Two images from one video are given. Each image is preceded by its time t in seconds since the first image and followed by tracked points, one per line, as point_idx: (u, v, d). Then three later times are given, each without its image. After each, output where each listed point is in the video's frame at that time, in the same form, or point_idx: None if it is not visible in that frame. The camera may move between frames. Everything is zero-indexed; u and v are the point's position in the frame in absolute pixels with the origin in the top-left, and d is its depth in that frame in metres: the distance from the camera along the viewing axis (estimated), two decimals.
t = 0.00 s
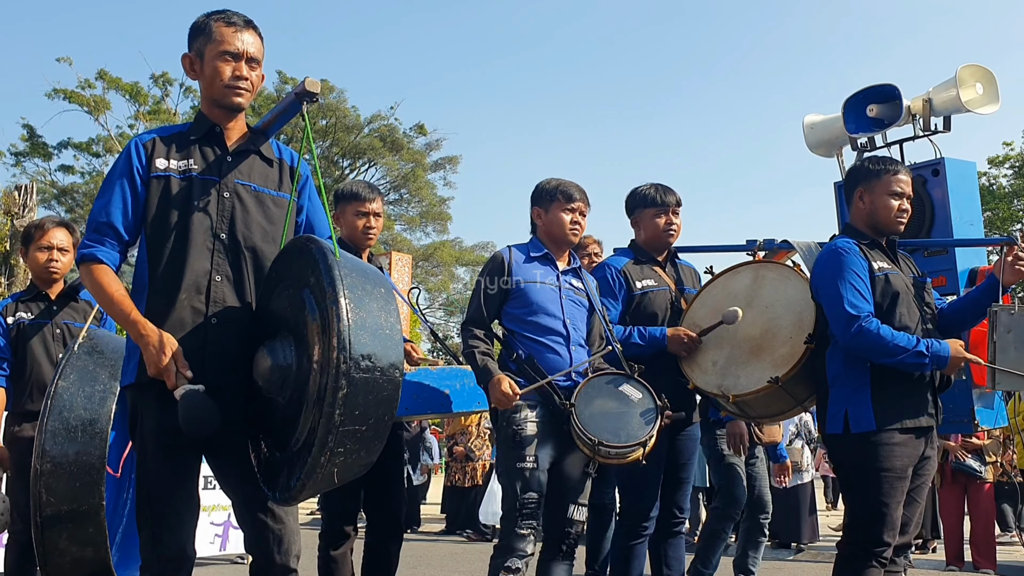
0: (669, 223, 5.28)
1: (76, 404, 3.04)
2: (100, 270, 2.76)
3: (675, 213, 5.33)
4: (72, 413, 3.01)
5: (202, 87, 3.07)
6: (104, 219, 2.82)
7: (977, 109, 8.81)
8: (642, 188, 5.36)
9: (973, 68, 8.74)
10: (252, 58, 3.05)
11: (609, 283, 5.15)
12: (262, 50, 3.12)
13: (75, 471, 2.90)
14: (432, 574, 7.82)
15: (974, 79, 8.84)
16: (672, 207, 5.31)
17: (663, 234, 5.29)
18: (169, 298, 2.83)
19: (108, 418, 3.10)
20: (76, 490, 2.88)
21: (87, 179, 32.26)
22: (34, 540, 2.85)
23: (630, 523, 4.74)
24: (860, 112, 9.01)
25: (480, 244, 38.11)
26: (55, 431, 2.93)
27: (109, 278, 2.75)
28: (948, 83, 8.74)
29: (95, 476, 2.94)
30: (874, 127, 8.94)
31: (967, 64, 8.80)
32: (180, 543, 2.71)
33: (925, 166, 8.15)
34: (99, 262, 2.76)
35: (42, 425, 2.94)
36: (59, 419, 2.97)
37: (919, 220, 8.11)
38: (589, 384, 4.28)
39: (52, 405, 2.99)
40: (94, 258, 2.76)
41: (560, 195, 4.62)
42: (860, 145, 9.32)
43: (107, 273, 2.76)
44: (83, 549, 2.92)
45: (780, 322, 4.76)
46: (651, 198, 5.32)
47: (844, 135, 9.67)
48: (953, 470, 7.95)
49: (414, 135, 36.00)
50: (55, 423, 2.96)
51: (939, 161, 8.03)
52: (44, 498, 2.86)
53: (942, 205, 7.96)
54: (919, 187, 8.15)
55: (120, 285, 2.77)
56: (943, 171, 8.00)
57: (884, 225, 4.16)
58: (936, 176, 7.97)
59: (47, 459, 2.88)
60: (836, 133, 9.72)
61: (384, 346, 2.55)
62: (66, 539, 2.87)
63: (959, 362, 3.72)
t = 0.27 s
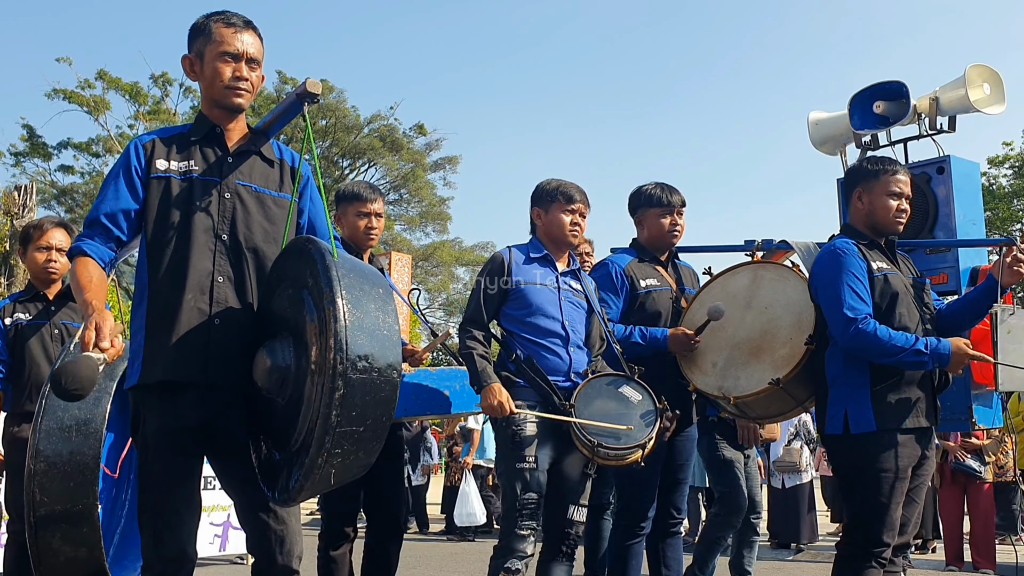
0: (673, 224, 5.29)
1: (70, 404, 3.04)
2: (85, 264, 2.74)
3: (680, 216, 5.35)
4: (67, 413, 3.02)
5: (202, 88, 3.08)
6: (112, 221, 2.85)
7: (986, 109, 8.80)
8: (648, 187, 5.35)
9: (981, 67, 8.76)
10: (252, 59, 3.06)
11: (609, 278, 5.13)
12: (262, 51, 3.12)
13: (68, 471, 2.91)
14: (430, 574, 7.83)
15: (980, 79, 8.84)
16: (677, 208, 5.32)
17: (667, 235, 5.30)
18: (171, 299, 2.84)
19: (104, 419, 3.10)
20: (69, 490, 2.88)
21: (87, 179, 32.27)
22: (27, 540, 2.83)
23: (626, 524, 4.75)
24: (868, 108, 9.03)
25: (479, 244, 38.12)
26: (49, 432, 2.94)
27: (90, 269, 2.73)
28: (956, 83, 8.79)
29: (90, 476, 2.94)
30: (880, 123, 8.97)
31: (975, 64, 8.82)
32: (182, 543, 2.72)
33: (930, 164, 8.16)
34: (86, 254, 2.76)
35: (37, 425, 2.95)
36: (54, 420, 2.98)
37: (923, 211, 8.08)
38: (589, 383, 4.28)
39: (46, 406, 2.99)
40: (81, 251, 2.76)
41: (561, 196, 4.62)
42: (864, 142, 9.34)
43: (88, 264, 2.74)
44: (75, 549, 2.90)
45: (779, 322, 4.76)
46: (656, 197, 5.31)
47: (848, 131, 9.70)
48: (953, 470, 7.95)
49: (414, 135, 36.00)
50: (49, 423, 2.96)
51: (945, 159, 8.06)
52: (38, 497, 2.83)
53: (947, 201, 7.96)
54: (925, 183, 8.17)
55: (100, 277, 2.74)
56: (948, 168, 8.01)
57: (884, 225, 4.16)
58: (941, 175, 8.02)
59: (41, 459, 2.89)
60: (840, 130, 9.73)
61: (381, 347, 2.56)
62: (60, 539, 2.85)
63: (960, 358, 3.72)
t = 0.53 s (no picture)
0: (672, 225, 5.28)
1: (68, 405, 3.04)
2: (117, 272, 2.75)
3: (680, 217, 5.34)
4: (64, 413, 3.00)
5: (199, 87, 3.07)
6: (112, 221, 2.82)
7: (994, 109, 8.81)
8: (649, 188, 5.34)
9: (990, 68, 8.75)
10: (249, 58, 3.05)
11: (613, 276, 5.09)
12: (259, 50, 3.12)
13: (66, 471, 2.87)
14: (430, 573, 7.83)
15: (989, 80, 8.83)
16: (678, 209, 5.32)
17: (667, 236, 5.28)
18: (169, 298, 2.84)
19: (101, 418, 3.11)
20: (68, 490, 2.85)
21: (87, 179, 32.27)
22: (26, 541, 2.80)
23: (624, 524, 4.73)
24: (874, 102, 9.03)
25: (479, 244, 38.10)
26: (47, 432, 2.91)
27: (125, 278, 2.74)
28: (965, 83, 8.78)
29: (89, 476, 2.92)
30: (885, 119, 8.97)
31: (984, 65, 8.80)
32: (178, 543, 2.71)
33: (936, 159, 8.17)
34: (115, 262, 2.76)
35: (35, 426, 2.91)
36: (52, 420, 2.95)
37: (926, 208, 8.09)
38: (589, 382, 4.28)
39: (44, 406, 2.97)
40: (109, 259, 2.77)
41: (560, 195, 4.61)
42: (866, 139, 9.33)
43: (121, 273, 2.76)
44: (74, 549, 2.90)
45: (781, 322, 4.77)
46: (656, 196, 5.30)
47: (850, 130, 9.69)
48: (953, 469, 7.95)
49: (414, 135, 35.98)
50: (48, 424, 2.93)
51: (951, 155, 8.05)
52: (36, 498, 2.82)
53: (952, 199, 7.96)
54: (930, 178, 8.17)
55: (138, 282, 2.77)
56: (954, 165, 8.01)
57: (883, 224, 4.16)
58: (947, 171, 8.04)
59: (39, 459, 2.86)
60: (844, 127, 9.71)
61: (373, 347, 2.55)
62: (58, 539, 2.84)
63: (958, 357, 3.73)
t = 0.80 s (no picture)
0: (681, 229, 5.29)
1: (69, 406, 3.01)
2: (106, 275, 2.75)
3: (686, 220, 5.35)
4: (65, 414, 2.98)
5: (197, 89, 3.07)
6: (104, 223, 2.83)
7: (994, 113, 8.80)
8: (655, 189, 5.35)
9: (990, 74, 8.76)
10: (247, 59, 3.05)
11: (614, 277, 5.15)
12: (257, 51, 3.12)
13: (69, 473, 2.88)
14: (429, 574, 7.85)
15: (989, 86, 8.84)
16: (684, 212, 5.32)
17: (673, 240, 5.29)
18: (167, 300, 2.83)
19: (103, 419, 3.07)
20: (71, 491, 2.86)
21: (87, 179, 32.29)
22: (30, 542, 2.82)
23: (628, 524, 4.75)
24: (874, 104, 9.02)
25: (479, 244, 38.14)
26: (50, 434, 2.91)
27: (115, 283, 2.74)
28: (967, 88, 8.79)
29: (92, 476, 2.91)
30: (883, 121, 8.98)
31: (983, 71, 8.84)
32: (178, 544, 2.71)
33: (935, 161, 8.19)
34: (103, 266, 2.76)
35: (37, 429, 2.92)
36: (53, 422, 2.95)
37: (926, 212, 8.06)
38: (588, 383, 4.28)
39: (45, 408, 2.96)
40: (98, 263, 2.76)
41: (559, 196, 4.62)
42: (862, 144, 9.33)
43: (112, 277, 2.75)
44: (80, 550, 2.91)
45: (782, 323, 4.77)
46: (660, 199, 5.32)
47: (848, 133, 9.70)
48: (953, 469, 7.96)
49: (414, 135, 35.98)
50: (50, 426, 2.93)
51: (950, 156, 8.04)
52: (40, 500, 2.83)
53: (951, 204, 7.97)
54: (928, 180, 8.16)
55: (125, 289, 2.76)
56: (953, 166, 8.05)
57: (885, 225, 4.15)
58: (947, 172, 8.09)
59: (43, 462, 2.86)
60: (842, 130, 9.73)
61: (385, 349, 2.56)
62: (63, 540, 2.85)
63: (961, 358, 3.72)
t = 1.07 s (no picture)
0: (689, 229, 5.31)
1: (73, 406, 3.01)
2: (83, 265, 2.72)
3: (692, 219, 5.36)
4: (69, 415, 2.99)
5: (201, 89, 3.07)
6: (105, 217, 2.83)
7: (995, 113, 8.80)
8: (661, 190, 5.36)
9: (992, 73, 8.79)
10: (250, 58, 3.05)
11: (618, 277, 5.10)
12: (260, 51, 3.12)
13: (74, 473, 2.89)
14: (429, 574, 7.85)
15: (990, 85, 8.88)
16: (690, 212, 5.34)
17: (683, 240, 5.30)
18: (170, 300, 2.84)
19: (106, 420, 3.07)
20: (76, 491, 2.87)
21: (87, 179, 32.29)
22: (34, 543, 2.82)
23: (633, 524, 4.74)
24: (875, 97, 9.04)
25: (479, 244, 38.14)
26: (54, 434, 2.91)
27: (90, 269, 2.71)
28: (971, 85, 8.78)
29: (95, 476, 2.93)
30: (883, 114, 9.01)
31: (985, 69, 8.90)
32: (180, 544, 2.71)
33: (935, 156, 8.17)
34: (85, 255, 2.73)
35: (40, 429, 2.91)
36: (57, 421, 2.95)
37: (925, 207, 8.07)
38: (589, 383, 4.27)
39: (49, 408, 2.96)
40: (81, 253, 2.74)
41: (559, 196, 4.62)
42: (861, 137, 9.31)
43: (88, 266, 2.71)
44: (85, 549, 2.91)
45: (785, 323, 4.78)
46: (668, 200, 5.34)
47: (846, 129, 9.71)
48: (953, 469, 7.96)
49: (414, 135, 35.97)
50: (53, 426, 2.93)
51: (952, 152, 8.05)
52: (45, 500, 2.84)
53: (952, 198, 7.98)
54: (929, 175, 8.17)
55: (100, 279, 2.72)
56: (954, 161, 8.04)
57: (887, 226, 4.16)
58: (944, 167, 8.10)
59: (47, 462, 2.87)
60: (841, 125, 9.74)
61: (384, 348, 2.56)
62: (68, 541, 2.84)
63: (966, 356, 3.71)
